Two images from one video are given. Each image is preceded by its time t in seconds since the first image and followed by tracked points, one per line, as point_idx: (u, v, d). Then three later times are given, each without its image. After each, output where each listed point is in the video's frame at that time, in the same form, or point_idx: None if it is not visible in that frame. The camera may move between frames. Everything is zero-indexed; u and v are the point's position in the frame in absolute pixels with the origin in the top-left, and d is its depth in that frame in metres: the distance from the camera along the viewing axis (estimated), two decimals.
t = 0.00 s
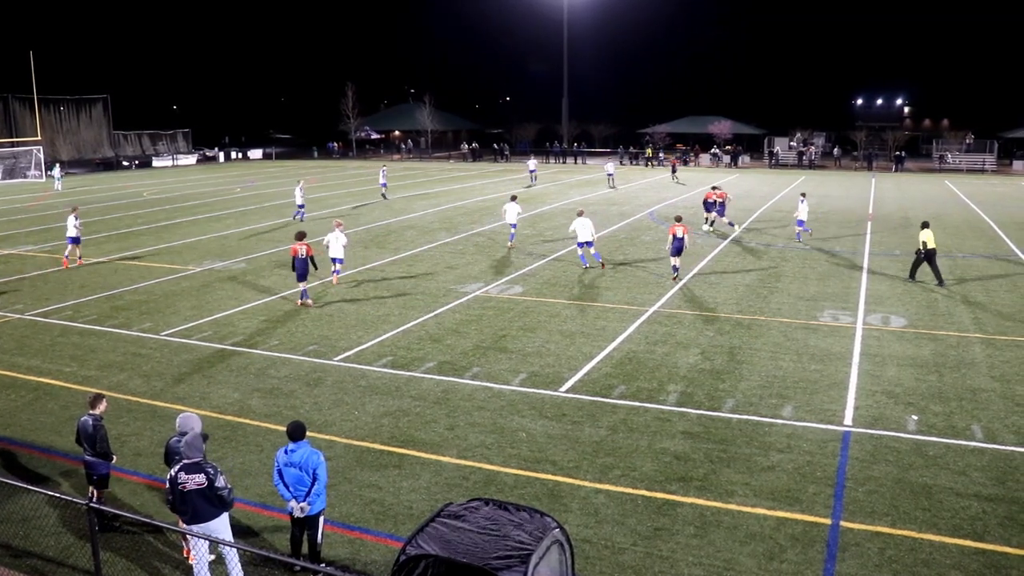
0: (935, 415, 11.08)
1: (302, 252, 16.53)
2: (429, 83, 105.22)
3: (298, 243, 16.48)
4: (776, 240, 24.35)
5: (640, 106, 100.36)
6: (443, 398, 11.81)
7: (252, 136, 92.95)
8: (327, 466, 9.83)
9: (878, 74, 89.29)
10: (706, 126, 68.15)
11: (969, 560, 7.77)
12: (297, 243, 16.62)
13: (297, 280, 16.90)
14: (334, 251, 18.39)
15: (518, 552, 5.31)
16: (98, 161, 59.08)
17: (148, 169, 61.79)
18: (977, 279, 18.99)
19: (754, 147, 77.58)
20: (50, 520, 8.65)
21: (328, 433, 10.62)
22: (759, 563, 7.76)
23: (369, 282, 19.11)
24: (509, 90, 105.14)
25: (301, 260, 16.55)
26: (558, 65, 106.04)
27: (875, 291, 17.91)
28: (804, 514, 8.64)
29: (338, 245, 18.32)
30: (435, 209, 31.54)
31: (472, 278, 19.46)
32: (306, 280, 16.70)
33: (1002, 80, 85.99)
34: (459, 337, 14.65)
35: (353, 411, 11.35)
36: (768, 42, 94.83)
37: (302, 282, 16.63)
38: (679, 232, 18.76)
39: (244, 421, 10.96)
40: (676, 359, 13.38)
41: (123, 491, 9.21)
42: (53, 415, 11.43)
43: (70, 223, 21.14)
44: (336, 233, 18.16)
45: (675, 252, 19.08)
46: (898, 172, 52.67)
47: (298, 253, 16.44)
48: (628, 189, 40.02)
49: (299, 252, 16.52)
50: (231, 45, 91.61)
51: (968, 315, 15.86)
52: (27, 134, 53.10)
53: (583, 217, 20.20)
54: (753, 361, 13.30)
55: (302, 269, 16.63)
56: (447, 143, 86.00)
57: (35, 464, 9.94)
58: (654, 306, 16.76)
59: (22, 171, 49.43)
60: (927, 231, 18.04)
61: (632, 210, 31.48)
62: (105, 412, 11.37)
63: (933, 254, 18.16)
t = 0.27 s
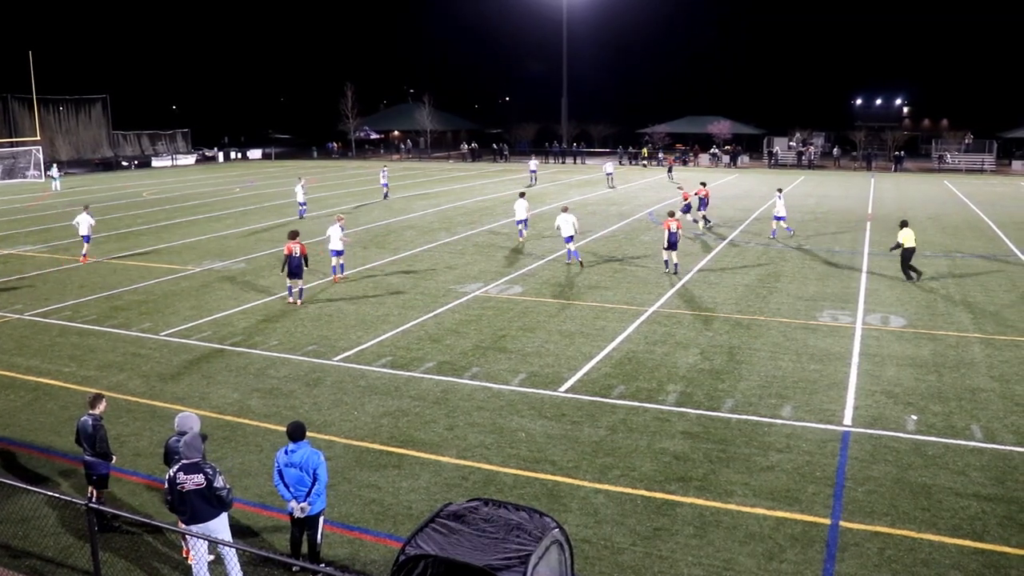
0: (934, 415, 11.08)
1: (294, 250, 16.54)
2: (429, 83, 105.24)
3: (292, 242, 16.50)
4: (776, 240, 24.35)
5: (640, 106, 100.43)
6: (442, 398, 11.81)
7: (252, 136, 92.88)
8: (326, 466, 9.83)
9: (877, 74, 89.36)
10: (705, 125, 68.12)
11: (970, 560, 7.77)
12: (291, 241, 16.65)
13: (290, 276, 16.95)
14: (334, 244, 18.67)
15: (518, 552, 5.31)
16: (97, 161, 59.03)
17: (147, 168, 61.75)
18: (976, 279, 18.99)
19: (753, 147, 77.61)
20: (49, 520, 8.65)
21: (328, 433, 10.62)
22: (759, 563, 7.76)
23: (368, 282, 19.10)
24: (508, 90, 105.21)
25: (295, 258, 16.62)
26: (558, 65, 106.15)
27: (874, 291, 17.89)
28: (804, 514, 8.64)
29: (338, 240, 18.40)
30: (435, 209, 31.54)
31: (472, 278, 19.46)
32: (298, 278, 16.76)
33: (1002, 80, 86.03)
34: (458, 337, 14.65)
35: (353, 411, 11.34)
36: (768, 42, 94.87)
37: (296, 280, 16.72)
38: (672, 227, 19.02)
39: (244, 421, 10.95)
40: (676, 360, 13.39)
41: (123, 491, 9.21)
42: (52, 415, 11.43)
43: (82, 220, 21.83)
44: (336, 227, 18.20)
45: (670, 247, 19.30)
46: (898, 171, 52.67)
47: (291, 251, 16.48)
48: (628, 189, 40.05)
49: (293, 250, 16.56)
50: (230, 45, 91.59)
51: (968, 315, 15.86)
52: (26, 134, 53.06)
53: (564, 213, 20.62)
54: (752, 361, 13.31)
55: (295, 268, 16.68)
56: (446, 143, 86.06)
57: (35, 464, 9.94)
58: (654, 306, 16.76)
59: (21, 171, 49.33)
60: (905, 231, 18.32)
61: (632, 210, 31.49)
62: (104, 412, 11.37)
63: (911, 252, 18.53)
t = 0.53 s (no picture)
0: (935, 415, 11.07)
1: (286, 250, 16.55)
2: (429, 83, 105.32)
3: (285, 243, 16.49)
4: (775, 240, 24.36)
5: (640, 106, 100.53)
6: (442, 398, 11.81)
7: (252, 136, 92.83)
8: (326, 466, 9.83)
9: (877, 74, 89.35)
10: (705, 126, 68.07)
11: (969, 561, 7.76)
12: (284, 242, 16.64)
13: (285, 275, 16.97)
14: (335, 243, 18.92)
15: (517, 552, 5.31)
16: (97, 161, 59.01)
17: (147, 169, 61.76)
18: (976, 279, 18.99)
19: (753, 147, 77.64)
20: (49, 520, 8.65)
21: (328, 433, 10.62)
22: (758, 564, 7.75)
23: (368, 282, 19.11)
24: (509, 90, 105.31)
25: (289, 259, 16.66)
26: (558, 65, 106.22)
27: (874, 291, 17.88)
28: (804, 515, 8.63)
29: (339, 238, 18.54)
30: (435, 209, 31.56)
31: (472, 278, 19.47)
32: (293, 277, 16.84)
33: (1002, 79, 85.99)
34: (458, 337, 14.65)
35: (353, 412, 11.34)
36: (768, 42, 94.91)
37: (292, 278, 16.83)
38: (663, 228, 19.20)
39: (244, 421, 10.96)
40: (676, 360, 13.39)
41: (123, 491, 9.21)
42: (52, 415, 11.44)
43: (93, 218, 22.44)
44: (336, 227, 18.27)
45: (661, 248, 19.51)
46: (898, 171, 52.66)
47: (284, 252, 16.49)
48: (629, 189, 40.10)
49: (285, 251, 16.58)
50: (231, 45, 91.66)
51: (968, 315, 15.85)
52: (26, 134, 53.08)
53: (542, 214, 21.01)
54: (752, 361, 13.31)
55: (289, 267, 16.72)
56: (446, 143, 86.14)
57: (35, 464, 9.94)
58: (654, 306, 16.76)
59: (21, 171, 49.26)
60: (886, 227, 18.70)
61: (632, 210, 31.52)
62: (104, 412, 11.37)
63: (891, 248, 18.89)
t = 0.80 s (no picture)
0: (935, 415, 11.08)
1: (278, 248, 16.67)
2: (429, 83, 105.35)
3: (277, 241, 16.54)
4: (775, 241, 24.36)
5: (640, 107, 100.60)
6: (442, 398, 11.81)
7: (252, 136, 92.88)
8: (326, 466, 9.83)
9: (877, 73, 89.35)
10: (706, 126, 67.94)
11: (970, 561, 7.76)
12: (276, 240, 16.69)
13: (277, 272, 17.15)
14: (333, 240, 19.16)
15: (517, 552, 5.31)
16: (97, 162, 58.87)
17: (147, 169, 61.69)
18: (976, 279, 18.98)
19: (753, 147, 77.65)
20: (49, 520, 8.65)
21: (329, 434, 10.62)
22: (758, 564, 7.75)
23: (368, 282, 19.10)
24: (509, 90, 105.37)
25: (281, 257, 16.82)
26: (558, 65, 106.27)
27: (875, 292, 17.88)
28: (804, 515, 8.63)
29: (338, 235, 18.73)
30: (436, 209, 31.57)
31: (472, 278, 19.48)
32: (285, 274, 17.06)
33: (1002, 79, 85.98)
34: (459, 338, 14.65)
35: (352, 412, 11.34)
36: (768, 42, 94.94)
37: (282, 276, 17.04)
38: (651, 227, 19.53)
39: (244, 421, 10.96)
40: (676, 360, 13.39)
41: (124, 490, 9.22)
42: (52, 415, 11.44)
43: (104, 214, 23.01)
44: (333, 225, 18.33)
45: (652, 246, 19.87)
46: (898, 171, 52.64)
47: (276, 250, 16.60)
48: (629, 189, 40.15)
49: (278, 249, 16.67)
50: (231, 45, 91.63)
51: (967, 315, 15.85)
52: (26, 134, 53.02)
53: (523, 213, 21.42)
54: (752, 361, 13.31)
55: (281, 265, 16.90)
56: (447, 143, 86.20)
57: (35, 464, 9.94)
58: (654, 306, 16.75)
59: (21, 171, 49.23)
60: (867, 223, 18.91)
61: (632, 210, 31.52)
62: (105, 412, 11.37)
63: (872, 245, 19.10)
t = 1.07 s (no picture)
0: (936, 415, 11.06)
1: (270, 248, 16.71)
2: (430, 84, 105.38)
3: (269, 241, 16.52)
4: (775, 241, 24.37)
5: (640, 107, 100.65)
6: (443, 398, 11.82)
7: (252, 136, 92.91)
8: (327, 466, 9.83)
9: (878, 73, 89.27)
10: (707, 126, 67.88)
11: (970, 562, 7.75)
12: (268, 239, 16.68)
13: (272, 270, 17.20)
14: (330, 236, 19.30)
15: (518, 552, 5.31)
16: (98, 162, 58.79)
17: (148, 169, 61.68)
18: (977, 279, 18.97)
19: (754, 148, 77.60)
20: (51, 520, 8.65)
21: (329, 434, 10.62)
22: (759, 564, 7.75)
23: (369, 282, 19.11)
24: (509, 90, 105.38)
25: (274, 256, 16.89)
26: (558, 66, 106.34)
27: (875, 292, 17.88)
28: (805, 515, 8.62)
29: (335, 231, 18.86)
30: (437, 209, 31.59)
31: (473, 278, 19.49)
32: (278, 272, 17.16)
33: (1002, 79, 85.90)
34: (459, 338, 14.65)
35: (353, 411, 11.35)
36: (769, 42, 94.90)
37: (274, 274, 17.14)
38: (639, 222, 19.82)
39: (245, 421, 10.97)
40: (677, 360, 13.40)
41: (125, 490, 9.22)
42: (53, 415, 11.44)
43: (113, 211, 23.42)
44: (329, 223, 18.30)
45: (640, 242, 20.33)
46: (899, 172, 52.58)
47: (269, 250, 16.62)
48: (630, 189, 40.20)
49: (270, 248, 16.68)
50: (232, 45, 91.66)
51: (968, 315, 15.86)
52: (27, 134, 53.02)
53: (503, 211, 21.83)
54: (753, 361, 13.31)
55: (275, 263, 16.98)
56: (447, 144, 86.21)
57: (36, 463, 9.95)
58: (654, 307, 16.76)
59: (23, 172, 49.18)
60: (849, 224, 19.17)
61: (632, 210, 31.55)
62: (106, 412, 11.38)
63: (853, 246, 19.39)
